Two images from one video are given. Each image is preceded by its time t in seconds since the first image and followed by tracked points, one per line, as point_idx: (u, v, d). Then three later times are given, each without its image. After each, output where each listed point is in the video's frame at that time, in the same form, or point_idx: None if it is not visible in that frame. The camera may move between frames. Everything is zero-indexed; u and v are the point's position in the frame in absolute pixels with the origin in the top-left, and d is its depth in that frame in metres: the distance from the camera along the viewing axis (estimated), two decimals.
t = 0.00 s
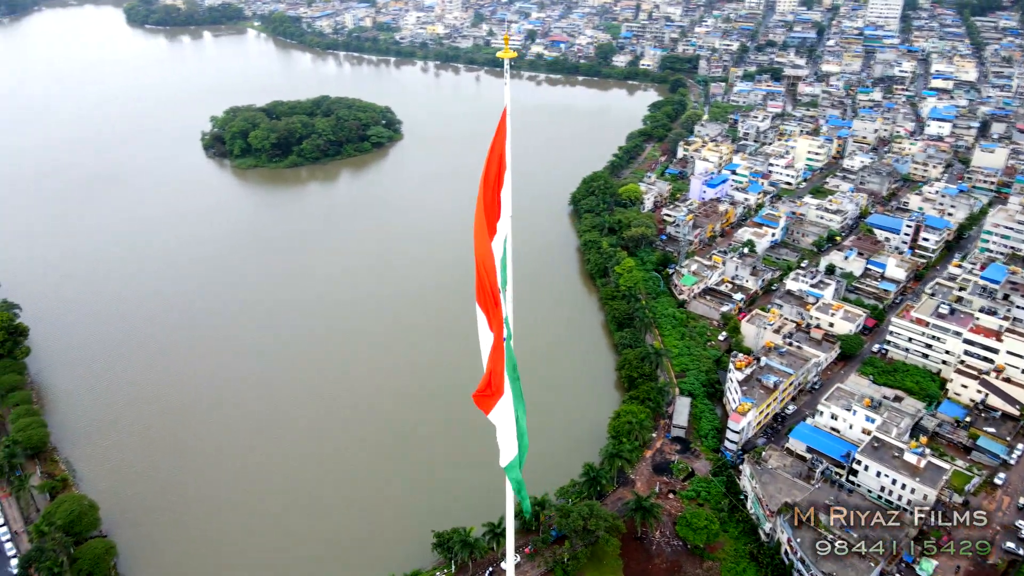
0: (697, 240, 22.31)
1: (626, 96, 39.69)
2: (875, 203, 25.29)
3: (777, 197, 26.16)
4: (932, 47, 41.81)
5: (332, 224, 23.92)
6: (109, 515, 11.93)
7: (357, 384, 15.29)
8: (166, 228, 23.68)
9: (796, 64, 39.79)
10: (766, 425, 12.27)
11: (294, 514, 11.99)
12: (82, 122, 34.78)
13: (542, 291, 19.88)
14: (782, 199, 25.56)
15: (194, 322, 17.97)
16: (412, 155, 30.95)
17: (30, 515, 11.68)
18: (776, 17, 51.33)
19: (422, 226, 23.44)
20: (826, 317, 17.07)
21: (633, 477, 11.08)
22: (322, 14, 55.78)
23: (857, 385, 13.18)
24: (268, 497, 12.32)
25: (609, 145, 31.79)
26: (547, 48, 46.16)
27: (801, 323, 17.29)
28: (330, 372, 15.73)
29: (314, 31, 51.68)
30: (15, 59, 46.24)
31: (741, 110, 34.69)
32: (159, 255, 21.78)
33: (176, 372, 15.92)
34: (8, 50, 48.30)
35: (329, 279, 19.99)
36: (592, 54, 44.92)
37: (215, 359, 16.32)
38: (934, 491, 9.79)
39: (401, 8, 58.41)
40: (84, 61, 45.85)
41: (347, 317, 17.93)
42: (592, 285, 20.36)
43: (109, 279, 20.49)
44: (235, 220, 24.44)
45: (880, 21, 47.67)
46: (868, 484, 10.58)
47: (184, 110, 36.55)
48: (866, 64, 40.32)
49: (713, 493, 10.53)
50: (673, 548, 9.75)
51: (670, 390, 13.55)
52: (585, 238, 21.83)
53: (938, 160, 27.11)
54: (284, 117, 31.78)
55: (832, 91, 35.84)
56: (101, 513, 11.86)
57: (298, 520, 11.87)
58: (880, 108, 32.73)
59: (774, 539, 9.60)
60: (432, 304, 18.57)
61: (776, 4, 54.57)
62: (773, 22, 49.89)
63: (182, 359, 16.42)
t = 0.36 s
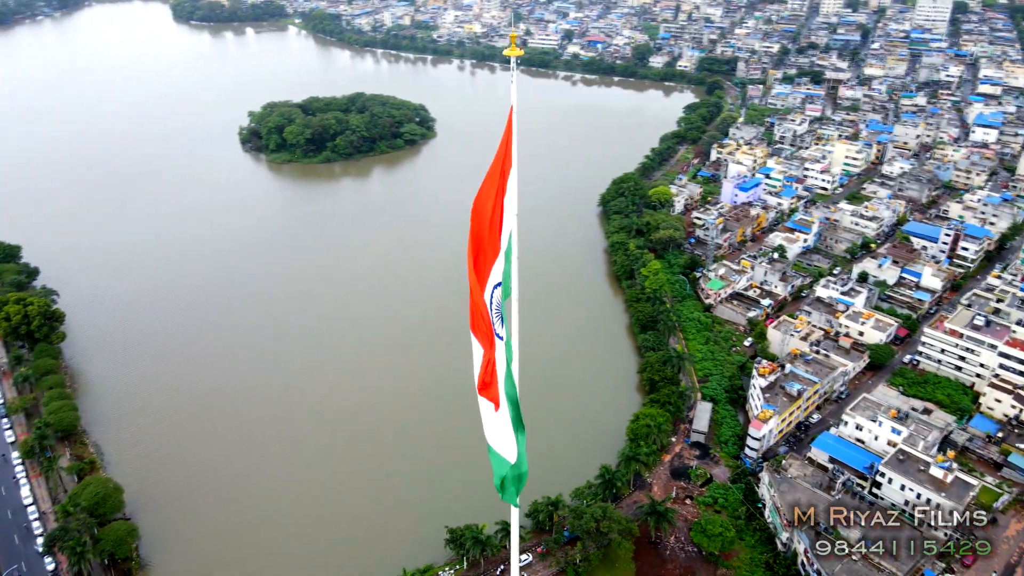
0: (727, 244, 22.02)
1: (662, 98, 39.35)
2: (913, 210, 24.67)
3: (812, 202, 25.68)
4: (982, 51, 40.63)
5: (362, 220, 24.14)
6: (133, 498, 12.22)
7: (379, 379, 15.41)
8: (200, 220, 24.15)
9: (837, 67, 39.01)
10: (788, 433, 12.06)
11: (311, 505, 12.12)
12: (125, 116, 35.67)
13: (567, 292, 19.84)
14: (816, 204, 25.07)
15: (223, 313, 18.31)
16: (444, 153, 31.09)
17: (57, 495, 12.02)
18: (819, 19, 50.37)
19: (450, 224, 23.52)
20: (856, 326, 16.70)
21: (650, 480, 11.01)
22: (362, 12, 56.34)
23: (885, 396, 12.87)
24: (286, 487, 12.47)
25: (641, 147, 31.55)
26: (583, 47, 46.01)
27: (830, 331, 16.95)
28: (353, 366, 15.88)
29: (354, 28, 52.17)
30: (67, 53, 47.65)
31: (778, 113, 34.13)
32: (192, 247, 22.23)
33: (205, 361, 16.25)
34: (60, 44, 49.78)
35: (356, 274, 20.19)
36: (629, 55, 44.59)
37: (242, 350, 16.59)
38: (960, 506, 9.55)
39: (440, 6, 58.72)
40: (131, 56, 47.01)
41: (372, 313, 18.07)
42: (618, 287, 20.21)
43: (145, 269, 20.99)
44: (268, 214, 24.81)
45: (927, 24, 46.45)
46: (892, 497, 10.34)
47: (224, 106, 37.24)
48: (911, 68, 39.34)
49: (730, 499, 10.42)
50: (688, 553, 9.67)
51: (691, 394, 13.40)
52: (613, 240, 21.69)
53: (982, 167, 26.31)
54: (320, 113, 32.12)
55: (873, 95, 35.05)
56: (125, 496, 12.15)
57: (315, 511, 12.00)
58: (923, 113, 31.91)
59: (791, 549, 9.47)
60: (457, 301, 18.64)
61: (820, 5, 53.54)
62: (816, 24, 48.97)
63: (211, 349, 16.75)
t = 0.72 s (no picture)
0: (757, 249, 21.70)
1: (699, 99, 38.92)
2: (953, 219, 24.00)
3: (848, 208, 25.15)
4: None
5: (392, 216, 24.35)
6: (157, 483, 12.51)
7: (401, 374, 15.50)
8: (235, 213, 24.63)
9: (881, 71, 38.11)
10: (811, 443, 11.85)
11: (328, 497, 12.24)
12: (166, 109, 36.55)
13: (593, 293, 19.75)
14: (852, 210, 24.56)
15: (252, 306, 18.63)
16: (476, 152, 31.21)
17: (85, 477, 12.38)
18: (865, 22, 49.24)
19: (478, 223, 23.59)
20: (886, 335, 16.32)
21: (667, 485, 10.92)
22: (402, 10, 56.77)
23: (914, 408, 12.55)
24: (305, 478, 12.62)
25: (675, 149, 31.25)
26: (621, 48, 45.78)
27: (860, 339, 16.59)
28: (376, 360, 16.03)
29: (393, 26, 52.56)
30: (116, 47, 48.96)
31: (818, 117, 33.50)
32: (225, 239, 22.68)
33: (234, 351, 16.58)
34: (109, 39, 51.17)
35: (383, 269, 20.36)
36: (667, 56, 44.17)
37: (269, 342, 16.86)
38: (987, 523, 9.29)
39: (479, 5, 58.89)
40: (176, 51, 48.11)
41: (397, 309, 18.21)
42: (644, 289, 20.06)
43: (179, 260, 21.48)
44: (300, 208, 25.16)
45: (978, 27, 45.07)
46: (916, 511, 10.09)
47: (262, 101, 37.89)
48: (959, 73, 38.22)
49: (748, 507, 10.28)
50: (702, 560, 9.58)
51: (713, 400, 13.24)
52: (640, 241, 21.52)
53: None
54: (354, 110, 32.51)
55: (917, 100, 34.17)
56: (149, 480, 12.44)
57: (333, 503, 12.12)
58: (969, 119, 30.99)
59: (807, 560, 9.34)
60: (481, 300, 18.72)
61: (866, 7, 52.33)
62: (861, 27, 47.89)
63: (239, 339, 17.07)
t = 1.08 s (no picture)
0: (788, 254, 21.34)
1: (736, 102, 38.38)
2: (995, 228, 23.30)
3: (884, 214, 24.56)
4: None
5: (421, 214, 24.49)
6: (180, 470, 12.76)
7: (423, 369, 15.56)
8: (268, 207, 25.01)
9: (926, 75, 37.13)
10: (834, 452, 11.63)
11: (346, 490, 12.37)
12: (206, 104, 37.27)
13: (618, 294, 19.62)
14: (888, 217, 23.98)
15: (279, 299, 18.88)
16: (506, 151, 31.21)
17: (112, 461, 12.71)
18: (912, 24, 48.02)
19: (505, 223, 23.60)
20: (918, 346, 15.93)
21: (684, 490, 10.85)
22: (440, 9, 57.01)
23: (944, 421, 12.23)
24: (324, 471, 12.75)
25: (708, 151, 30.87)
26: (658, 49, 45.45)
27: (890, 349, 16.22)
28: (399, 356, 16.12)
29: (431, 24, 52.79)
30: (160, 43, 50.06)
31: (858, 121, 32.78)
32: (257, 233, 23.06)
33: (261, 343, 16.86)
34: (155, 34, 52.38)
35: (410, 266, 20.48)
36: (705, 57, 43.63)
37: (295, 336, 17.08)
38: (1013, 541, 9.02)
39: (517, 5, 58.91)
40: (219, 48, 48.98)
41: (422, 306, 18.31)
42: (670, 291, 19.87)
43: (212, 252, 21.89)
44: (331, 204, 25.44)
45: None
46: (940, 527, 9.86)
47: (299, 97, 38.40)
48: (1009, 78, 37.04)
49: (766, 516, 10.17)
50: (715, 567, 9.51)
51: (735, 406, 13.08)
52: (668, 244, 21.32)
53: None
54: (388, 107, 32.76)
55: (963, 105, 33.22)
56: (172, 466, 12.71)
57: (349, 496, 12.24)
58: (1017, 126, 30.01)
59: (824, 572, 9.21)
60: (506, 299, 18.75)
61: (913, 10, 51.00)
62: (907, 29, 46.69)
63: (267, 331, 17.35)
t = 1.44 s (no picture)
0: (819, 260, 20.93)
1: (775, 105, 37.73)
2: None
3: (923, 221, 23.91)
4: None
5: (450, 212, 24.59)
6: (203, 457, 13.02)
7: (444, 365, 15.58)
8: (301, 203, 25.35)
9: (974, 79, 36.03)
10: (858, 463, 11.40)
11: (364, 483, 12.49)
12: (244, 100, 37.92)
13: (644, 296, 19.47)
14: (927, 224, 23.36)
15: (306, 294, 19.11)
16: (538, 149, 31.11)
17: (139, 445, 13.04)
18: (962, 28, 46.61)
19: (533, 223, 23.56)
20: (951, 357, 15.50)
21: (701, 495, 10.78)
22: (478, 8, 57.11)
23: (974, 435, 11.88)
24: (342, 464, 12.87)
25: (743, 154, 30.44)
26: (696, 50, 45.02)
27: (921, 360, 15.82)
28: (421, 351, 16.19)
29: (468, 23, 52.89)
30: (204, 39, 51.09)
31: (900, 125, 31.96)
32: (288, 228, 23.39)
33: (288, 336, 17.12)
34: (200, 30, 53.45)
35: (437, 263, 20.60)
36: (744, 58, 42.96)
37: (321, 330, 17.28)
38: None
39: (556, 5, 58.77)
40: (260, 44, 49.79)
41: (446, 304, 18.37)
42: (697, 295, 19.65)
43: (245, 245, 22.28)
44: (361, 200, 25.66)
45: None
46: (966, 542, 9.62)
47: (335, 94, 38.81)
48: None
49: (784, 525, 10.06)
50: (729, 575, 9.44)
51: (757, 413, 12.89)
52: (696, 246, 21.08)
53: None
54: (422, 105, 32.95)
55: (1012, 111, 32.14)
56: (196, 453, 12.97)
57: (366, 489, 12.34)
58: None
59: None
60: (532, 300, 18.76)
61: (964, 12, 49.49)
62: (957, 32, 45.34)
63: (294, 325, 17.61)
